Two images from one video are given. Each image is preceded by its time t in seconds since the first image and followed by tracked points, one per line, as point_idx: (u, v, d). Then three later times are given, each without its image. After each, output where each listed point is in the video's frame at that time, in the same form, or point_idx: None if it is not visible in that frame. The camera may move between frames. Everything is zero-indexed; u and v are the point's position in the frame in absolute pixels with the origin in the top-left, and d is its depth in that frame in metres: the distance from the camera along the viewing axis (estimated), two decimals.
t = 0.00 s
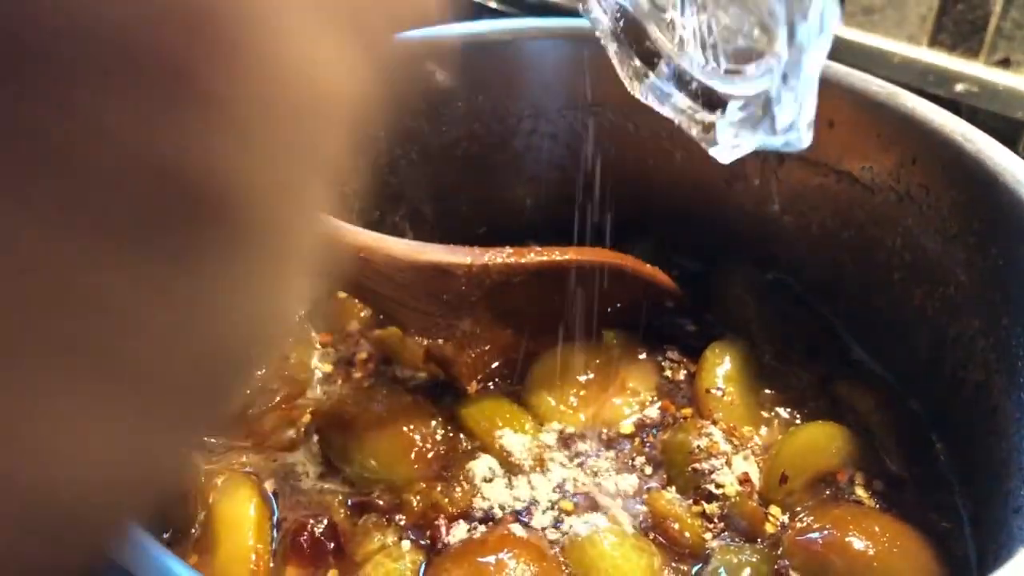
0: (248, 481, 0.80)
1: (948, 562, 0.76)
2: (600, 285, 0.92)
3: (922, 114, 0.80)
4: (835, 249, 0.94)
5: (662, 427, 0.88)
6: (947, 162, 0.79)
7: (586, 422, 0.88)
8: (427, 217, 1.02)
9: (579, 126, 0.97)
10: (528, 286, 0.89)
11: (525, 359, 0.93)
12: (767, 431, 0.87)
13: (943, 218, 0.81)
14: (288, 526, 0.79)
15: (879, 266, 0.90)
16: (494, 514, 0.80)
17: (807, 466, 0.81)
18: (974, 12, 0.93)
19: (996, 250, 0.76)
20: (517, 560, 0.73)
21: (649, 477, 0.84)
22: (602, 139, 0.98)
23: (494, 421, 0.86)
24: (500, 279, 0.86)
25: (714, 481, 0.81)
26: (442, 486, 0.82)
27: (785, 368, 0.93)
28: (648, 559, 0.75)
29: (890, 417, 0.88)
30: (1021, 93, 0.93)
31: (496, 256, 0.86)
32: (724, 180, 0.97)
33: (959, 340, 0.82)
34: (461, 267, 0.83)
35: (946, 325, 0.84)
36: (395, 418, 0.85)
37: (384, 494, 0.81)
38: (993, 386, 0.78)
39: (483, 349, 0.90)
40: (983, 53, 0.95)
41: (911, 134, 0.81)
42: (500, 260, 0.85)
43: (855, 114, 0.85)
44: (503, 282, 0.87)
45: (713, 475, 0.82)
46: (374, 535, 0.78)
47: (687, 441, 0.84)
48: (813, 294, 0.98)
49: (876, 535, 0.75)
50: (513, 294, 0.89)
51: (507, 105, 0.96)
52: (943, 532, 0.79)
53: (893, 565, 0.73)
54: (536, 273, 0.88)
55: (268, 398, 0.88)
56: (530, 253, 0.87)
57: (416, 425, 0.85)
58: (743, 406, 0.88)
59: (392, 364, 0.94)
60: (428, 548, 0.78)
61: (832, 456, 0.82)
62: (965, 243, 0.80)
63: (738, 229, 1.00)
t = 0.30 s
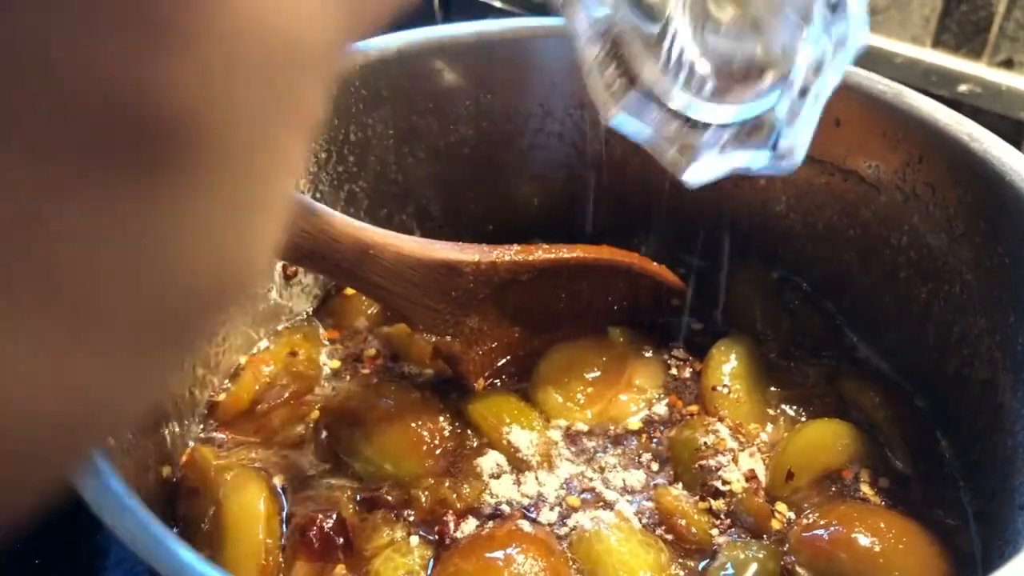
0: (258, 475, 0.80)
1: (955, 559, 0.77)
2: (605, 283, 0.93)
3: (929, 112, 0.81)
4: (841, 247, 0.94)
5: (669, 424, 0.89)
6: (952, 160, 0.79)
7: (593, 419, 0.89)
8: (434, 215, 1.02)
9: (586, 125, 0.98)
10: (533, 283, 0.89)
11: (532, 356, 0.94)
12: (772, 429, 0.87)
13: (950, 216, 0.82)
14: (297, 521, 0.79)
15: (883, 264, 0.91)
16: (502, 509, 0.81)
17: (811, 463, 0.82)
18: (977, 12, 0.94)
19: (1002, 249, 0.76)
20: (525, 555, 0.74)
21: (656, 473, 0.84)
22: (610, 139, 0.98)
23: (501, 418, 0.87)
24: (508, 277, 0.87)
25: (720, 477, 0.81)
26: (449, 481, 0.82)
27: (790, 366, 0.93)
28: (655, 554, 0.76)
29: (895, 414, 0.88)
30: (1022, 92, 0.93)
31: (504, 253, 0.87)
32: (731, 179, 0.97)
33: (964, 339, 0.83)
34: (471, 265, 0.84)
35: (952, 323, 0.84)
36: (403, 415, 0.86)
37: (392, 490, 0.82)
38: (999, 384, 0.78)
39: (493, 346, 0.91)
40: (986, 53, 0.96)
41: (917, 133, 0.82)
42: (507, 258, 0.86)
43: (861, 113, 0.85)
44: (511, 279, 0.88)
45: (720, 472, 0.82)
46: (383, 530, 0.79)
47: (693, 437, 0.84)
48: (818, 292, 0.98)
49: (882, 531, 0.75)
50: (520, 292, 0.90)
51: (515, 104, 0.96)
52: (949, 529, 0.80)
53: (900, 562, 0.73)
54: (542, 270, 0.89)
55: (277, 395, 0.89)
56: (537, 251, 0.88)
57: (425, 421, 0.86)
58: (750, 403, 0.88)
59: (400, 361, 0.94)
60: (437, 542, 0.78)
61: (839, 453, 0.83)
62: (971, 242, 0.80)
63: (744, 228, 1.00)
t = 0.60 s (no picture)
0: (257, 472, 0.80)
1: (954, 557, 0.77)
2: (605, 281, 0.93)
3: (929, 111, 0.81)
4: (841, 244, 0.94)
5: (669, 421, 0.89)
6: (951, 159, 0.79)
7: (592, 417, 0.89)
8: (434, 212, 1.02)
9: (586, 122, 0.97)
10: (532, 282, 0.90)
11: (531, 353, 0.95)
12: (772, 427, 0.87)
13: (949, 214, 0.82)
14: (297, 519, 0.80)
15: (885, 263, 0.91)
16: (502, 507, 0.81)
17: (811, 461, 0.82)
18: (977, 11, 0.95)
19: (1002, 247, 0.76)
20: (524, 553, 0.74)
21: (654, 470, 0.84)
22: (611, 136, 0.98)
23: (501, 416, 0.86)
24: (507, 275, 0.87)
25: (720, 476, 0.81)
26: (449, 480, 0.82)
27: (790, 364, 0.93)
28: (654, 552, 0.76)
29: (895, 411, 0.88)
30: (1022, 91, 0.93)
31: (504, 253, 0.86)
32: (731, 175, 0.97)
33: (963, 337, 0.83)
34: (469, 263, 0.84)
35: (951, 322, 0.84)
36: (402, 413, 0.85)
37: (392, 487, 0.82)
38: (998, 382, 0.78)
39: (492, 344, 0.93)
40: (985, 52, 0.96)
41: (917, 131, 0.82)
42: (509, 258, 0.86)
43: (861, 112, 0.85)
44: (511, 277, 0.87)
45: (720, 470, 0.81)
46: (382, 528, 0.79)
47: (692, 435, 0.83)
48: (817, 290, 0.98)
49: (882, 530, 0.75)
50: (519, 291, 0.90)
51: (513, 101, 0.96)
52: (949, 527, 0.80)
53: (899, 560, 0.73)
54: (543, 268, 0.89)
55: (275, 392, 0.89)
56: (537, 249, 0.87)
57: (424, 420, 0.86)
58: (750, 401, 0.88)
59: (399, 360, 0.92)
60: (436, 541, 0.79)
61: (838, 452, 0.83)
62: (971, 241, 0.80)
63: (744, 226, 1.00)
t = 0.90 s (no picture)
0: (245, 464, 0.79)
1: (952, 547, 0.76)
2: (599, 267, 0.92)
3: (926, 95, 0.80)
4: (838, 231, 0.93)
5: (666, 410, 0.88)
6: (948, 143, 0.79)
7: (587, 406, 0.88)
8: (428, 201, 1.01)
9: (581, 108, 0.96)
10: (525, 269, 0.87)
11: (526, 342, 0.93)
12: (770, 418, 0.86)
13: (947, 199, 0.81)
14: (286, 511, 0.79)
15: (882, 250, 0.90)
16: (495, 497, 0.80)
17: (808, 450, 0.81)
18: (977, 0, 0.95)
19: (1001, 232, 0.75)
20: (517, 543, 0.73)
21: (649, 459, 0.83)
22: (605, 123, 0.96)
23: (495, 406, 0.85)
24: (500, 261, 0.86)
25: (716, 465, 0.80)
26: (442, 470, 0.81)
27: (786, 353, 0.92)
28: (649, 542, 0.75)
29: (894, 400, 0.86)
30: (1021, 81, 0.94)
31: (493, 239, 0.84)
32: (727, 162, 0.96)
33: (962, 324, 0.82)
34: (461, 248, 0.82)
35: (949, 308, 0.83)
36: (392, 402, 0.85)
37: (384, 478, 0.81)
38: (997, 369, 0.77)
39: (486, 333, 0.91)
40: (984, 41, 0.96)
41: (914, 116, 0.81)
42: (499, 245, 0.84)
43: (857, 98, 0.84)
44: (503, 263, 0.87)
45: (715, 459, 0.81)
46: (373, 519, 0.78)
47: (688, 424, 0.83)
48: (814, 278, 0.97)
49: (880, 519, 0.74)
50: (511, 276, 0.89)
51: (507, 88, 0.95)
52: (947, 516, 0.79)
53: (897, 550, 0.72)
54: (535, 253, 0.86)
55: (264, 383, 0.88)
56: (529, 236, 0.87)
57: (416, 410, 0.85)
58: (746, 390, 0.87)
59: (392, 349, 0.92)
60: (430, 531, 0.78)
61: (834, 441, 0.82)
62: (969, 226, 0.79)
63: (741, 214, 0.99)
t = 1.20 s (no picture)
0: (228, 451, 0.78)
1: (945, 531, 0.74)
2: (587, 251, 0.90)
3: (919, 73, 0.78)
4: (829, 213, 0.91)
5: (655, 394, 0.86)
6: (945, 122, 0.77)
7: (575, 390, 0.86)
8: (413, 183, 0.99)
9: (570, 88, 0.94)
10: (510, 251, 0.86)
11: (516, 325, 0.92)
12: (761, 400, 0.85)
13: (941, 178, 0.79)
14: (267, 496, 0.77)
15: (875, 231, 0.88)
16: (480, 482, 0.79)
17: (801, 433, 0.79)
18: None
19: (995, 211, 0.74)
20: (501, 528, 0.72)
21: (638, 443, 0.82)
22: (595, 105, 0.95)
23: (480, 390, 0.84)
24: (486, 245, 0.83)
25: (704, 448, 0.79)
26: (426, 455, 0.80)
27: (777, 336, 0.90)
28: (637, 528, 0.74)
29: (887, 384, 0.85)
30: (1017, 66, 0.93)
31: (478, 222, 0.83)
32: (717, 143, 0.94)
33: (956, 307, 0.80)
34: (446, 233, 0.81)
35: (943, 290, 0.82)
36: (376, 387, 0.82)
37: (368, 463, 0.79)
38: (991, 351, 0.76)
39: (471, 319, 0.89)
40: (980, 27, 0.96)
41: (907, 94, 0.79)
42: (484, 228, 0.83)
43: (849, 76, 0.82)
44: (490, 247, 0.84)
45: (705, 443, 0.79)
46: (356, 504, 0.76)
47: (677, 408, 0.82)
48: (806, 262, 0.95)
49: (870, 503, 0.73)
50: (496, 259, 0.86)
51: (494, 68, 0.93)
52: (939, 500, 0.78)
53: (888, 534, 0.71)
54: (520, 234, 0.85)
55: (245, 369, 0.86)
56: (515, 220, 0.85)
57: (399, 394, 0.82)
58: (737, 373, 0.86)
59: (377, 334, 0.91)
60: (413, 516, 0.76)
61: (825, 425, 0.80)
62: (963, 205, 0.78)
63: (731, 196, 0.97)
